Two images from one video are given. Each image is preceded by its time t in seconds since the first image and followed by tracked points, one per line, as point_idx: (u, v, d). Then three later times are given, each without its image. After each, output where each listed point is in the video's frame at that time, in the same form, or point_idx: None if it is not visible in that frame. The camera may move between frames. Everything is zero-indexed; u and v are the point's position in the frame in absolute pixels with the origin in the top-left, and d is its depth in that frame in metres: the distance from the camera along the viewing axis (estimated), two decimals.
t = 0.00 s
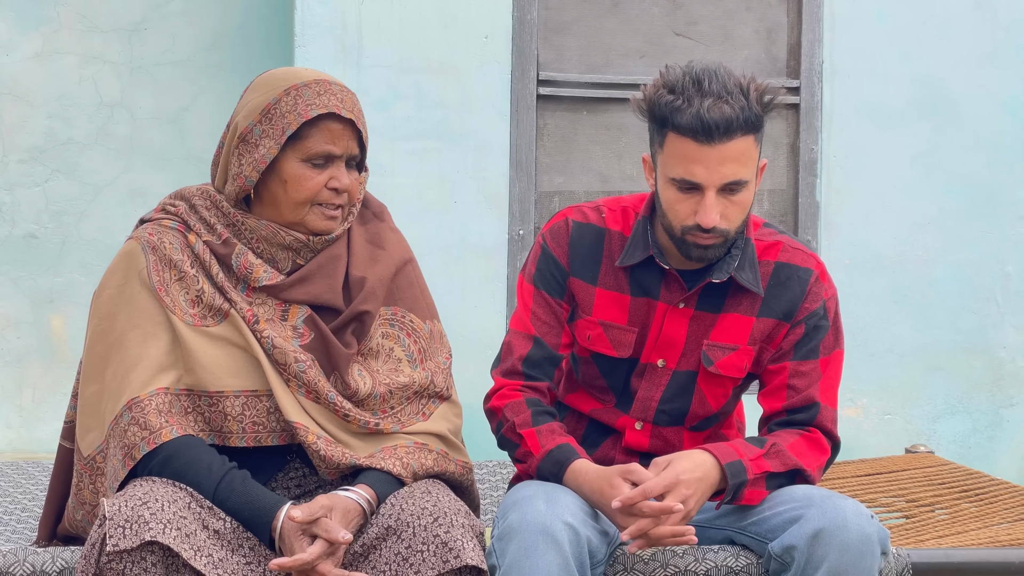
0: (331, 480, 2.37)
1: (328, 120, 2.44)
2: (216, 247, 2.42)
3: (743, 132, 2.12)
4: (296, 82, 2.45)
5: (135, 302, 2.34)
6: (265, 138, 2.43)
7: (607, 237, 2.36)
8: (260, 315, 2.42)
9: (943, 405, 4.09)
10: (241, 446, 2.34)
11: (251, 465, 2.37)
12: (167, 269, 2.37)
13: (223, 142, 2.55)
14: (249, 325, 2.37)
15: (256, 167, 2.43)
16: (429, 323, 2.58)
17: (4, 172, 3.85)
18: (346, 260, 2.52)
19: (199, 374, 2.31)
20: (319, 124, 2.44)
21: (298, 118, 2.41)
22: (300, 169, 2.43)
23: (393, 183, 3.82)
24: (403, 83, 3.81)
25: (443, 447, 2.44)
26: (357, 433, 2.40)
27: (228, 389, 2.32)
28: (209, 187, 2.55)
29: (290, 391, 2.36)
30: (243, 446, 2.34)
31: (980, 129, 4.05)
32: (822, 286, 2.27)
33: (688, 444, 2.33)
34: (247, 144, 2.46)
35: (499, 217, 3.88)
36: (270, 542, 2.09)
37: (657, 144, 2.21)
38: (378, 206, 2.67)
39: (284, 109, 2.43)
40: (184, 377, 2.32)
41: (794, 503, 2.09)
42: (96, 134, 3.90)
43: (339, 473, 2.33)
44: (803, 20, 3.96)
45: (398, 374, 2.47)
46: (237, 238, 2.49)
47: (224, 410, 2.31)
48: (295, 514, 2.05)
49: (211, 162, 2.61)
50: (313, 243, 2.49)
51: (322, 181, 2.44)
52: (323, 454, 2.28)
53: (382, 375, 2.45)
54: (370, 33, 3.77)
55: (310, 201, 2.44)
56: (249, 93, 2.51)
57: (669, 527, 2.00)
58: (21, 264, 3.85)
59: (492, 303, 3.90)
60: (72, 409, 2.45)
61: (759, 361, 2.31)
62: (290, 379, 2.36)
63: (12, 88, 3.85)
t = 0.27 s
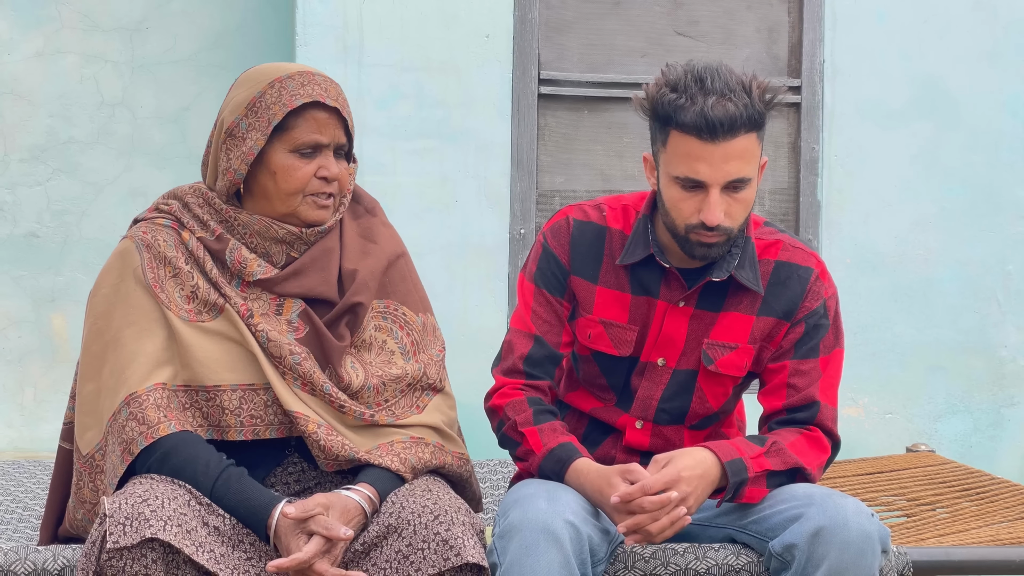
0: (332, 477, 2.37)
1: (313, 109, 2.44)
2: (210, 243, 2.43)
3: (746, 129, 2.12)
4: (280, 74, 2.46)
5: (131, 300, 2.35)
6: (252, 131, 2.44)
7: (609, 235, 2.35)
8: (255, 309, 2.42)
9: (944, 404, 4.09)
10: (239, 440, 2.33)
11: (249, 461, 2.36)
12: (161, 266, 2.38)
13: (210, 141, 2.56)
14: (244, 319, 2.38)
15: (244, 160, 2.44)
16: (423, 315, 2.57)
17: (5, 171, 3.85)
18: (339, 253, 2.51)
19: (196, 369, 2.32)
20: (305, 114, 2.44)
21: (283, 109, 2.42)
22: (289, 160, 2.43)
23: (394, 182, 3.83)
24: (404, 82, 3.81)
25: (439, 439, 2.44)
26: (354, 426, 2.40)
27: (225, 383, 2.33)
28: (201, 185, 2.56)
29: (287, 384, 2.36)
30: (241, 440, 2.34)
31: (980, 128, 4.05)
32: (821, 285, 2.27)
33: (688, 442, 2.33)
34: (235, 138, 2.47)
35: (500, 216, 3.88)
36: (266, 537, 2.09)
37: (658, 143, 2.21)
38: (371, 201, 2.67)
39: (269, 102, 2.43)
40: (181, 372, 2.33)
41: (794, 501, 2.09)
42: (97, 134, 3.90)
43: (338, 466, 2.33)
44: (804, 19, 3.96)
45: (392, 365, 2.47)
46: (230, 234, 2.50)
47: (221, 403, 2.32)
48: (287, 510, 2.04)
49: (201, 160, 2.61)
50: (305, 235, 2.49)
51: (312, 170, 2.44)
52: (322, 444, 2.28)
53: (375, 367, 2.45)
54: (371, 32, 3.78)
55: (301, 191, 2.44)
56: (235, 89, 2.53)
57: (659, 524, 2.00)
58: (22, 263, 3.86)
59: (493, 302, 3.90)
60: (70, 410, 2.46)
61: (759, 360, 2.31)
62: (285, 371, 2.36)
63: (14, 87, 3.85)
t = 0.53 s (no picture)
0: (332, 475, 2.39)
1: (303, 104, 2.45)
2: (203, 242, 2.43)
3: (753, 127, 2.12)
4: (267, 72, 2.46)
5: (126, 300, 2.35)
6: (243, 129, 2.44)
7: (610, 234, 2.35)
8: (249, 306, 2.42)
9: (947, 404, 4.08)
10: (238, 436, 2.34)
11: (249, 458, 2.37)
12: (155, 265, 2.38)
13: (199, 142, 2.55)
14: (238, 315, 2.38)
15: (237, 158, 2.44)
16: (414, 308, 2.57)
17: (7, 171, 3.86)
18: (331, 248, 2.51)
19: (192, 366, 2.32)
20: (295, 109, 2.45)
21: (274, 106, 2.42)
22: (283, 155, 2.43)
23: (396, 181, 3.83)
24: (406, 81, 3.81)
25: (434, 433, 2.44)
26: (349, 421, 2.39)
27: (222, 380, 2.33)
28: (192, 184, 2.56)
29: (282, 379, 2.36)
30: (239, 436, 2.34)
31: (982, 127, 4.04)
32: (823, 284, 2.27)
33: (690, 440, 2.33)
34: (225, 137, 2.47)
35: (502, 215, 3.88)
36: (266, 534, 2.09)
37: (663, 141, 2.21)
38: (361, 199, 2.67)
39: (258, 99, 2.43)
40: (178, 371, 2.33)
41: (796, 499, 2.09)
42: (100, 133, 3.91)
43: (335, 460, 2.33)
44: (806, 18, 3.96)
45: (384, 359, 2.46)
46: (224, 232, 2.50)
47: (218, 400, 2.32)
48: (288, 511, 2.05)
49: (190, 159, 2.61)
50: (299, 228, 2.49)
51: (306, 164, 2.45)
52: (320, 437, 2.29)
53: (368, 360, 2.45)
54: (373, 31, 3.78)
55: (296, 185, 2.45)
56: (220, 90, 2.53)
57: (659, 520, 2.00)
58: (25, 262, 3.86)
59: (495, 301, 3.90)
60: (69, 413, 2.46)
61: (761, 359, 2.31)
62: (280, 366, 2.36)
63: (16, 86, 3.86)
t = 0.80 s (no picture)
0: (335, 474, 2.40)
1: (302, 106, 2.44)
2: (202, 242, 2.43)
3: (761, 127, 2.12)
4: (264, 74, 2.45)
5: (127, 301, 2.35)
6: (241, 134, 2.44)
7: (614, 233, 2.35)
8: (249, 306, 2.42)
9: (951, 403, 4.07)
10: (239, 436, 2.34)
11: (251, 457, 2.37)
12: (155, 266, 2.38)
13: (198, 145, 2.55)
14: (239, 315, 2.38)
15: (235, 163, 2.43)
16: (415, 306, 2.57)
17: (12, 170, 3.87)
18: (330, 247, 2.52)
19: (194, 366, 2.32)
20: (294, 112, 2.44)
21: (273, 111, 2.41)
22: (283, 159, 2.43)
23: (400, 181, 3.83)
24: (410, 81, 3.81)
25: (436, 431, 2.44)
26: (351, 419, 2.39)
27: (223, 379, 2.34)
28: (192, 185, 2.56)
29: (283, 378, 2.36)
30: (241, 436, 2.35)
31: (986, 126, 4.03)
32: (827, 284, 2.27)
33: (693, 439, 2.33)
34: (224, 141, 2.46)
35: (506, 215, 3.89)
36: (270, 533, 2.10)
37: (669, 141, 2.21)
38: (361, 198, 2.67)
39: (256, 103, 2.43)
40: (180, 371, 2.33)
41: (799, 499, 2.09)
42: (104, 133, 3.91)
43: (339, 458, 2.33)
44: (811, 17, 3.95)
45: (385, 357, 2.47)
46: (224, 233, 2.50)
47: (220, 400, 2.32)
48: (299, 526, 2.03)
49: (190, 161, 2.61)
50: (299, 228, 2.50)
51: (306, 167, 2.45)
52: (324, 435, 2.30)
53: (368, 359, 2.45)
54: (377, 31, 3.78)
55: (297, 188, 2.45)
56: (218, 91, 2.51)
57: (663, 519, 2.00)
58: (29, 262, 3.87)
59: (499, 301, 3.90)
60: (71, 414, 2.46)
61: (764, 358, 2.31)
62: (281, 366, 2.36)
63: (21, 86, 3.87)
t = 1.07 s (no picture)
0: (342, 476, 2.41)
1: (294, 112, 2.44)
2: (209, 246, 2.44)
3: (765, 132, 2.12)
4: (255, 81, 2.45)
5: (134, 304, 2.36)
6: (233, 142, 2.44)
7: (620, 236, 2.35)
8: (256, 309, 2.43)
9: (957, 405, 4.07)
10: (246, 439, 2.35)
11: (258, 460, 2.38)
12: (163, 269, 2.39)
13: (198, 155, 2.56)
14: (246, 318, 2.39)
15: (230, 172, 2.44)
16: (422, 308, 2.58)
17: (20, 172, 3.88)
18: (337, 250, 2.53)
19: (201, 370, 2.33)
20: (286, 118, 2.43)
21: (263, 117, 2.41)
22: (281, 165, 2.43)
23: (406, 182, 3.84)
24: (417, 83, 3.82)
25: (444, 433, 2.45)
26: (360, 421, 2.40)
27: (229, 383, 2.35)
28: (199, 190, 2.57)
29: (291, 380, 2.37)
30: (248, 438, 2.36)
31: (993, 127, 4.03)
32: (833, 286, 2.27)
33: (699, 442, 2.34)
34: (217, 150, 2.47)
35: (512, 216, 3.89)
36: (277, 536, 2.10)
37: (673, 144, 2.21)
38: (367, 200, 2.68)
39: (247, 111, 2.43)
40: (187, 374, 2.34)
41: (805, 502, 2.09)
42: (112, 135, 3.93)
43: (348, 459, 2.34)
44: (817, 19, 3.95)
45: (393, 360, 2.48)
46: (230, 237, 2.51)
47: (227, 403, 2.34)
48: (308, 528, 2.04)
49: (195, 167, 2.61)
50: (304, 232, 2.50)
51: (304, 171, 2.43)
52: (333, 437, 2.30)
53: (376, 362, 2.46)
54: (384, 32, 3.79)
55: (298, 193, 2.44)
56: (212, 102, 2.52)
57: (668, 519, 2.00)
58: (37, 263, 3.88)
59: (504, 302, 3.91)
60: (78, 417, 2.47)
61: (770, 360, 2.31)
62: (289, 368, 2.37)
63: (29, 88, 3.88)
